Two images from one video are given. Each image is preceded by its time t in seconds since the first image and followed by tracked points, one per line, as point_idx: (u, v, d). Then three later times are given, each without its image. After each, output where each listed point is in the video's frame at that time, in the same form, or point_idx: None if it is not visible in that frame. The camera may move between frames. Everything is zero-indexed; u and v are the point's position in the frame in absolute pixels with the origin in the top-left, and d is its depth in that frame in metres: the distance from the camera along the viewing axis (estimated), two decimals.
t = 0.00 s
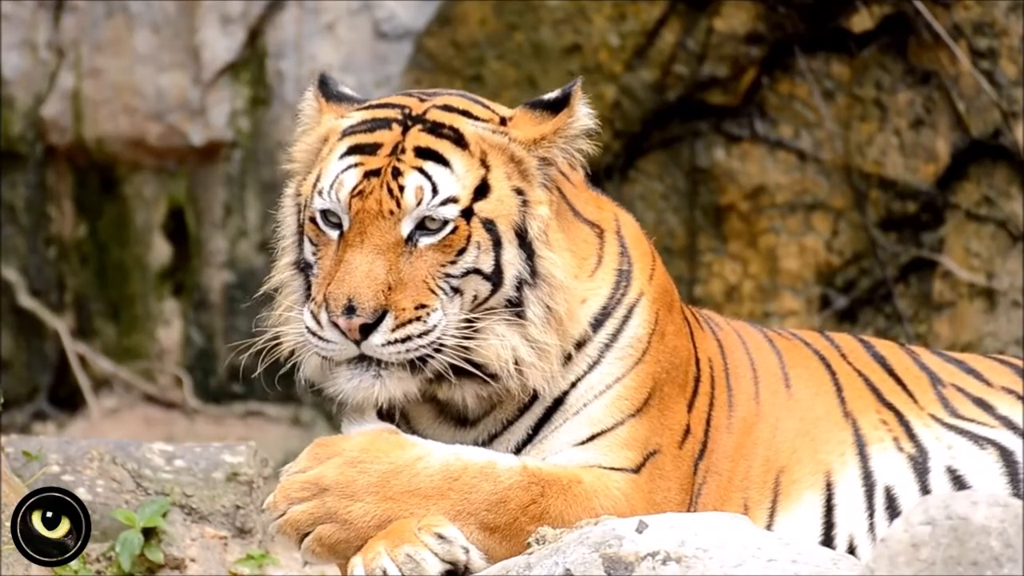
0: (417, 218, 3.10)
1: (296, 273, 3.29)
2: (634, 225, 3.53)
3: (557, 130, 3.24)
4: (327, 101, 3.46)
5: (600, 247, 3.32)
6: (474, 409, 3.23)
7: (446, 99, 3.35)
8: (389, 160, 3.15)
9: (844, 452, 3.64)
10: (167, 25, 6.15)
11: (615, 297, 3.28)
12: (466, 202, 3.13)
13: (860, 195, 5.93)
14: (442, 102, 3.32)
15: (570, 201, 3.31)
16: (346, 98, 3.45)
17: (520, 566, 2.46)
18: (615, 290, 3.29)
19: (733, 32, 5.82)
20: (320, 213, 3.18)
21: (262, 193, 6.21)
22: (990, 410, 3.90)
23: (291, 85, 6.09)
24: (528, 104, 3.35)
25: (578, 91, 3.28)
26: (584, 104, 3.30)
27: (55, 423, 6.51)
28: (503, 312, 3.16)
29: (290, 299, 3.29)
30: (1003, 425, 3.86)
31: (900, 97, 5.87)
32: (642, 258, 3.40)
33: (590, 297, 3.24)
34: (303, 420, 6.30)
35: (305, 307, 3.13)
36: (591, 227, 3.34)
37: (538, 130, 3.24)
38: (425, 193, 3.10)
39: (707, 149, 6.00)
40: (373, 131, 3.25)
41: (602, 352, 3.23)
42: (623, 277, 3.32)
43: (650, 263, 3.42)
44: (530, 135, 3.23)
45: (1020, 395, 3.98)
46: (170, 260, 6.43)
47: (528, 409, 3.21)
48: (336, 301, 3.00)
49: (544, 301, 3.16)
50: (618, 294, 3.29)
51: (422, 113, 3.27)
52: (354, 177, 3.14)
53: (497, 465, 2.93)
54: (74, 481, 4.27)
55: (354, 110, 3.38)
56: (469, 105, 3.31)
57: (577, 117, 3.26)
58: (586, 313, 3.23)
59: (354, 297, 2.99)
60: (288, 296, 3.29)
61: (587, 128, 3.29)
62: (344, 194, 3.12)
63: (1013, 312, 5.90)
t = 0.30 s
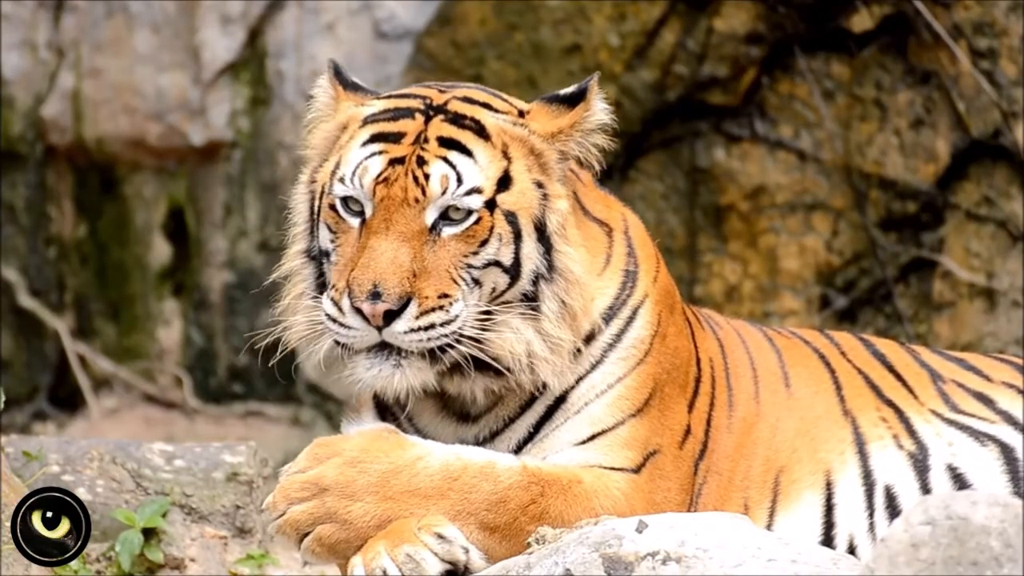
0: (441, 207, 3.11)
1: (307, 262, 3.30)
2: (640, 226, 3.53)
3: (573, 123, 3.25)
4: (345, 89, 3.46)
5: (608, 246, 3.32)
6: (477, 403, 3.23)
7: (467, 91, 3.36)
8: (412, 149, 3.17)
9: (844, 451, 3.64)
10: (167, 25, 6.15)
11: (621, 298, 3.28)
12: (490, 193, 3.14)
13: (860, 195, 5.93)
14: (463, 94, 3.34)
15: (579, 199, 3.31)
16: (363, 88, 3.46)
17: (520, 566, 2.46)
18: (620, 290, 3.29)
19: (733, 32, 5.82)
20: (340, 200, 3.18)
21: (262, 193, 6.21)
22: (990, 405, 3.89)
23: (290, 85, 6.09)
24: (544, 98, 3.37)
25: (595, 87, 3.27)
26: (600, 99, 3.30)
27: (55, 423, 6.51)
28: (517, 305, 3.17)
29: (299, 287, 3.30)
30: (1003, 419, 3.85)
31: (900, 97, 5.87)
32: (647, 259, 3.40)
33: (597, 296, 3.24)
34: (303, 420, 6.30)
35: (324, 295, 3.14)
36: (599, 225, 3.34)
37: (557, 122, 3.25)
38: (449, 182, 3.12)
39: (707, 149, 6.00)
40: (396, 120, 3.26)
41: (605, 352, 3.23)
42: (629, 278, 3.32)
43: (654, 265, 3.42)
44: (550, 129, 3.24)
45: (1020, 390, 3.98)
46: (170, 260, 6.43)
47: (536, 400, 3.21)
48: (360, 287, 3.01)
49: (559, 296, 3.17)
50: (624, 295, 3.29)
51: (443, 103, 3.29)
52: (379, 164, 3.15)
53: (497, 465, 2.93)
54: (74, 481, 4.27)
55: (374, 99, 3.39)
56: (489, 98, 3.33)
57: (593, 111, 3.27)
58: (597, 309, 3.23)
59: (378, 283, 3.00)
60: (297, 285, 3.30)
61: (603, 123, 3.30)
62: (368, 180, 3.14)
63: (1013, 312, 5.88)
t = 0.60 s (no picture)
0: (459, 201, 3.12)
1: (318, 259, 3.31)
2: (644, 226, 3.53)
3: (587, 121, 3.29)
4: (354, 86, 3.46)
5: (616, 244, 3.32)
6: (480, 401, 3.24)
7: (478, 88, 3.38)
8: (429, 144, 3.18)
9: (845, 451, 3.64)
10: (167, 25, 6.15)
11: (627, 298, 3.28)
12: (506, 189, 3.15)
13: (860, 195, 5.93)
14: (475, 90, 3.35)
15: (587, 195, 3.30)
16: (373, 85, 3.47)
17: (520, 566, 2.46)
18: (627, 291, 3.29)
19: (733, 32, 5.82)
20: (355, 194, 3.19)
21: (262, 193, 6.20)
22: (990, 401, 3.89)
23: (290, 85, 6.09)
24: (555, 96, 3.41)
25: (606, 85, 3.33)
26: (612, 97, 3.36)
27: (54, 423, 6.51)
28: (530, 301, 3.17)
29: (309, 284, 3.31)
30: (1004, 417, 3.85)
31: (900, 97, 5.87)
32: (651, 260, 3.40)
33: (605, 296, 3.24)
34: (303, 420, 6.29)
35: (338, 290, 3.13)
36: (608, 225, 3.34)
37: (571, 120, 3.29)
38: (467, 176, 3.13)
39: (707, 149, 6.00)
40: (410, 116, 3.27)
41: (609, 352, 3.23)
42: (635, 280, 3.32)
43: (659, 267, 3.42)
44: (566, 126, 3.28)
45: (1020, 386, 3.98)
46: (170, 260, 6.43)
47: (541, 396, 3.21)
48: (379, 280, 3.00)
49: (571, 292, 3.19)
50: (630, 296, 3.29)
51: (457, 100, 3.30)
52: (396, 159, 3.16)
53: (497, 465, 2.93)
54: (74, 481, 4.27)
55: (385, 96, 3.40)
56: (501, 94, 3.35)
57: (605, 109, 3.32)
58: (607, 308, 3.24)
59: (397, 276, 3.00)
60: (307, 281, 3.31)
61: (614, 121, 3.35)
62: (384, 175, 3.14)
63: (1013, 312, 5.89)
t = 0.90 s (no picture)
0: (460, 201, 3.12)
1: (319, 259, 3.31)
2: (644, 226, 3.53)
3: (589, 121, 3.30)
4: (353, 86, 3.45)
5: (617, 244, 3.32)
6: (480, 400, 3.24)
7: (480, 87, 3.37)
8: (430, 144, 3.18)
9: (845, 451, 3.64)
10: (167, 25, 6.15)
11: (628, 299, 3.28)
12: (508, 189, 3.16)
13: (860, 195, 5.93)
14: (477, 90, 3.35)
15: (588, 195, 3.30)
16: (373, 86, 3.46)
17: (520, 566, 2.46)
18: (628, 292, 3.29)
19: (733, 32, 5.82)
20: (356, 194, 3.19)
21: (262, 194, 6.21)
22: (990, 407, 3.89)
23: (290, 85, 6.09)
24: (557, 96, 3.41)
25: (608, 85, 3.34)
26: (613, 97, 3.36)
27: (54, 423, 6.50)
28: (530, 301, 3.17)
29: (310, 285, 3.31)
30: (1004, 422, 3.85)
31: (900, 97, 5.87)
32: (652, 261, 3.40)
33: (607, 296, 3.24)
34: (303, 420, 6.29)
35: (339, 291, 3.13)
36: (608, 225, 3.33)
37: (573, 120, 3.29)
38: (469, 177, 3.13)
39: (707, 149, 6.01)
40: (410, 116, 3.27)
41: (610, 352, 3.23)
42: (636, 280, 3.32)
43: (659, 267, 3.42)
44: (568, 126, 3.28)
45: (1020, 392, 3.98)
46: (170, 260, 6.43)
47: (541, 395, 3.21)
48: (380, 280, 3.00)
49: (573, 292, 3.19)
50: (631, 296, 3.29)
51: (458, 100, 3.30)
52: (396, 160, 3.15)
53: (497, 465, 2.93)
54: (74, 481, 4.27)
55: (385, 96, 3.39)
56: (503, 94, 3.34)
57: (606, 109, 3.32)
58: (609, 307, 3.24)
59: (399, 276, 3.00)
60: (308, 282, 3.31)
61: (615, 121, 3.36)
62: (385, 176, 3.14)
63: (1013, 312, 5.88)
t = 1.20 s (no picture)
0: (460, 201, 3.12)
1: (319, 259, 3.31)
2: (643, 225, 3.53)
3: (588, 120, 3.30)
4: (352, 87, 3.45)
5: (617, 243, 3.32)
6: (480, 399, 3.24)
7: (480, 87, 3.37)
8: (430, 144, 3.17)
9: (844, 452, 3.64)
10: (167, 25, 6.15)
11: (628, 299, 3.28)
12: (509, 188, 3.16)
13: (860, 195, 5.94)
14: (477, 89, 3.35)
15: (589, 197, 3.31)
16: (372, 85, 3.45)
17: (520, 566, 2.46)
18: (628, 292, 3.28)
19: (733, 32, 5.83)
20: (356, 194, 3.19)
21: (262, 194, 6.21)
22: (988, 411, 3.90)
23: (290, 85, 6.09)
24: (556, 95, 3.41)
25: (607, 84, 3.34)
26: (612, 96, 3.36)
27: (54, 423, 6.50)
28: (530, 301, 3.17)
29: (310, 285, 3.31)
30: (1002, 426, 3.86)
31: (900, 97, 5.87)
32: (652, 261, 3.40)
33: (607, 295, 3.24)
34: (303, 420, 6.29)
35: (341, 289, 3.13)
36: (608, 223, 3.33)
37: (572, 119, 3.30)
38: (469, 176, 3.13)
39: (707, 149, 6.01)
40: (411, 116, 3.26)
41: (610, 352, 3.23)
42: (636, 279, 3.31)
43: (659, 268, 3.42)
44: (568, 125, 3.29)
45: (1018, 397, 3.98)
46: (170, 260, 6.44)
47: (541, 394, 3.21)
48: (381, 280, 3.00)
49: (573, 292, 3.19)
50: (631, 296, 3.28)
51: (458, 99, 3.29)
52: (396, 160, 3.15)
53: (496, 465, 2.93)
54: (74, 481, 4.27)
55: (385, 96, 3.39)
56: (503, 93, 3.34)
57: (605, 108, 3.32)
58: (610, 306, 3.24)
59: (400, 276, 3.00)
60: (308, 283, 3.32)
61: (614, 120, 3.36)
62: (385, 175, 3.13)
63: (1012, 312, 5.86)
